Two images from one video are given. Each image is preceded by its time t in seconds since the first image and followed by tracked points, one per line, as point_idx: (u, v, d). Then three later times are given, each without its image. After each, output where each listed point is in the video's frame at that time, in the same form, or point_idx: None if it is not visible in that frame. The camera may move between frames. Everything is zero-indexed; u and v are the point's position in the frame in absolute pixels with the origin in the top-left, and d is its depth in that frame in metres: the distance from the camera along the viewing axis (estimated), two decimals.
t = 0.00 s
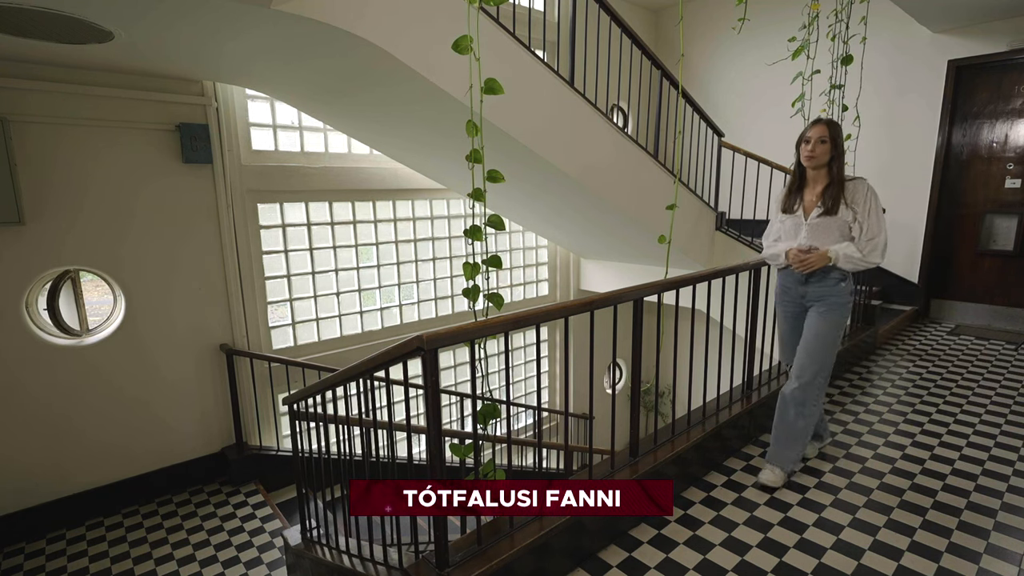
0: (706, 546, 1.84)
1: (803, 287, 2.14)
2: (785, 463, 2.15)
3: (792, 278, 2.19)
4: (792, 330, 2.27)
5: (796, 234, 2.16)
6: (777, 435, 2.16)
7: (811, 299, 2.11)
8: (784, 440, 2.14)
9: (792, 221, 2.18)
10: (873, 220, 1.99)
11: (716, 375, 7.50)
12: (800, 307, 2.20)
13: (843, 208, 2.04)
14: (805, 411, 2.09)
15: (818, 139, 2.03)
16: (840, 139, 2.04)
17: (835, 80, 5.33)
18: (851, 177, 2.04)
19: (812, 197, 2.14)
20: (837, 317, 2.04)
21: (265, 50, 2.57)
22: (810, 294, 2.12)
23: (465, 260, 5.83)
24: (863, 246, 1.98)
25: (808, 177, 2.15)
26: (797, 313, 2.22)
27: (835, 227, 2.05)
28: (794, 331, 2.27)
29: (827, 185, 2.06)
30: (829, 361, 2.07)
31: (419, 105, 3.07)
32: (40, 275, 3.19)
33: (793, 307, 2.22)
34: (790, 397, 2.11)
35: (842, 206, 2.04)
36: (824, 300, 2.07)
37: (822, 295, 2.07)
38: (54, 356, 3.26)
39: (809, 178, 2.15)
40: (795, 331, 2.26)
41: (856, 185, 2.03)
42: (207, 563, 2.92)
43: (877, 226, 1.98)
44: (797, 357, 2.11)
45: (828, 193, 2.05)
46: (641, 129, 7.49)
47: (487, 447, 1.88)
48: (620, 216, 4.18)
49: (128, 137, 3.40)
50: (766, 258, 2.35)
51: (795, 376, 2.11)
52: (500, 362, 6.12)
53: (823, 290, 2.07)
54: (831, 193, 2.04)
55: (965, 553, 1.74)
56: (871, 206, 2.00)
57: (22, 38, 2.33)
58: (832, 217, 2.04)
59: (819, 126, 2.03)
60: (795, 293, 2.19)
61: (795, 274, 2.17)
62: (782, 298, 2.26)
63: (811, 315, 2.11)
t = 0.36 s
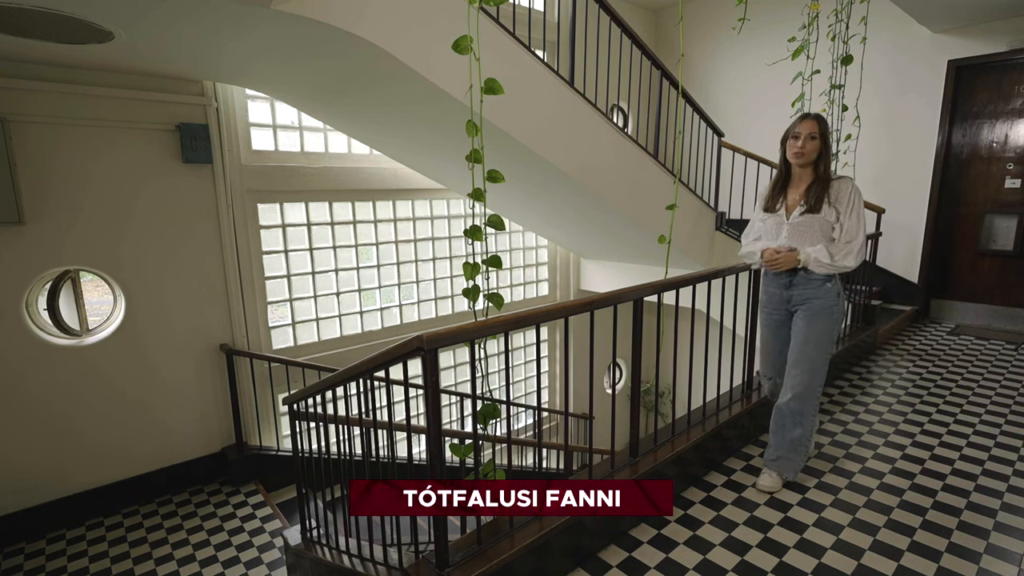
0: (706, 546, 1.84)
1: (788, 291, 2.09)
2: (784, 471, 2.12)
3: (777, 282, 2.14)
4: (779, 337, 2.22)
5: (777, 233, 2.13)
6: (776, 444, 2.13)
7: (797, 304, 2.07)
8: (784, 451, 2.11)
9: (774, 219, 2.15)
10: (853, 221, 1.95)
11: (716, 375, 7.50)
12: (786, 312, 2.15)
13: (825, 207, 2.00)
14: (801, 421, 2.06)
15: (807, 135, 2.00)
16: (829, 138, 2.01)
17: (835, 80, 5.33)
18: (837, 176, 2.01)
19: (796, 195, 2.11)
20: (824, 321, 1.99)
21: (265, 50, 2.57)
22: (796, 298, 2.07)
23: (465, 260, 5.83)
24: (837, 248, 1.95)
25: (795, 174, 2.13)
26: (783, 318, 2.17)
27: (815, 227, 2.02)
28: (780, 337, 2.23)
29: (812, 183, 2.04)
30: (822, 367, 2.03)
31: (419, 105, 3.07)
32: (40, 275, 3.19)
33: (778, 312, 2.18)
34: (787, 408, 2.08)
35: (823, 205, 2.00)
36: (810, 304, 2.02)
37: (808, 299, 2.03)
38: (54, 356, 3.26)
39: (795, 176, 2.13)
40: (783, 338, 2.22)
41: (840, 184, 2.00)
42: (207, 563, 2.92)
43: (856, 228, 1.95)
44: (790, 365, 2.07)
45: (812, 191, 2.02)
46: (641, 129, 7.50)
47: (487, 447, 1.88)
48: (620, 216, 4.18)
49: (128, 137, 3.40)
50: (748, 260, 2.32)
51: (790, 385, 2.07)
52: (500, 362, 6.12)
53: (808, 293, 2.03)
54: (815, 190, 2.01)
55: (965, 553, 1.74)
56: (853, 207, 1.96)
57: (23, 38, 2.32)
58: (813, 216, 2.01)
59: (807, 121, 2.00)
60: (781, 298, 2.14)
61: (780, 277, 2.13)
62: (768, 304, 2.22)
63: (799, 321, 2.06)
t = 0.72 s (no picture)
0: (706, 546, 1.84)
1: (782, 295, 2.00)
2: (784, 471, 2.12)
3: (769, 285, 2.04)
4: (762, 344, 2.08)
5: (770, 236, 2.04)
6: (776, 448, 2.13)
7: (792, 309, 1.99)
8: (784, 455, 2.12)
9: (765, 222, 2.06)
10: (851, 220, 1.90)
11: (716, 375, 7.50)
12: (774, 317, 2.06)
13: (819, 207, 1.95)
14: (802, 427, 2.06)
15: (790, 135, 1.93)
16: (812, 135, 1.96)
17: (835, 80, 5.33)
18: (827, 175, 1.96)
19: (786, 197, 2.03)
20: (820, 326, 1.95)
21: (265, 50, 2.57)
22: (791, 303, 1.99)
23: (465, 260, 5.83)
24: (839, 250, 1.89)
25: (781, 175, 2.06)
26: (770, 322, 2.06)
27: (812, 228, 1.95)
28: (762, 344, 2.09)
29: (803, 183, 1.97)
30: (819, 373, 2.01)
31: (420, 105, 3.07)
32: (40, 275, 3.19)
33: (766, 317, 2.07)
34: (787, 413, 2.07)
35: (819, 205, 1.94)
36: (807, 310, 1.96)
37: (805, 305, 1.96)
38: (54, 356, 3.26)
39: (781, 178, 2.06)
40: (767, 345, 2.08)
41: (832, 182, 1.94)
42: (207, 563, 2.92)
43: (854, 227, 1.90)
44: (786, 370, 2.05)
45: (805, 191, 1.95)
46: (641, 129, 7.51)
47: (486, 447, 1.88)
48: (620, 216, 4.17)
49: (128, 137, 3.40)
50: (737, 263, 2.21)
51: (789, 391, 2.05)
52: (500, 362, 6.12)
53: (805, 298, 1.96)
54: (808, 191, 1.95)
55: (965, 553, 1.74)
56: (849, 206, 1.91)
57: (22, 38, 2.32)
58: (810, 217, 1.95)
59: (789, 121, 1.93)
60: (772, 301, 2.04)
61: (773, 280, 2.02)
62: (753, 307, 2.10)
63: (794, 326, 1.99)
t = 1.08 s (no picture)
0: (706, 546, 1.84)
1: (767, 305, 1.82)
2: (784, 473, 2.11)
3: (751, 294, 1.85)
4: (747, 357, 1.86)
5: (756, 243, 1.86)
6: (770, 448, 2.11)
7: (776, 319, 1.82)
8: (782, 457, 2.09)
9: (750, 228, 1.87)
10: (840, 228, 1.76)
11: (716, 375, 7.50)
12: (757, 326, 1.87)
13: (809, 215, 1.78)
14: (796, 432, 2.02)
15: (777, 140, 1.77)
16: (800, 139, 1.80)
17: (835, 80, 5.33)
18: (815, 180, 1.80)
19: (772, 202, 1.85)
20: (807, 336, 1.81)
21: (265, 50, 2.57)
22: (776, 312, 1.82)
23: (465, 260, 5.82)
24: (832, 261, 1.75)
25: (765, 180, 1.89)
26: (752, 332, 1.87)
27: (801, 237, 1.79)
28: (747, 356, 1.87)
29: (791, 189, 1.80)
30: (806, 382, 1.90)
31: (420, 105, 3.07)
32: (40, 275, 3.19)
33: (748, 327, 1.87)
34: (781, 422, 2.00)
35: (808, 213, 1.78)
36: (794, 321, 1.80)
37: (792, 314, 1.80)
38: (53, 356, 3.26)
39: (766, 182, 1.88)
40: (751, 357, 1.87)
41: (820, 188, 1.79)
42: (207, 563, 2.92)
43: (843, 237, 1.76)
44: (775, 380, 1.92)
45: (794, 198, 1.79)
46: (641, 129, 7.51)
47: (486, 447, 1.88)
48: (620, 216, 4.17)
49: (128, 137, 3.40)
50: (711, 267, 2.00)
51: (781, 399, 1.95)
52: (500, 362, 6.12)
53: (792, 307, 1.79)
54: (797, 197, 1.78)
55: (965, 553, 1.74)
56: (838, 213, 1.76)
57: (23, 38, 2.33)
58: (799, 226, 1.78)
59: (777, 123, 1.76)
60: (755, 310, 1.86)
61: (755, 288, 1.84)
62: (733, 316, 1.90)
63: (780, 338, 1.84)
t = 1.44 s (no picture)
0: (706, 546, 1.84)
1: (742, 312, 1.75)
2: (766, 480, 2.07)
3: (726, 300, 1.77)
4: (721, 366, 1.80)
5: (734, 245, 1.78)
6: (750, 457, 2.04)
7: (750, 327, 1.76)
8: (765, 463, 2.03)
9: (728, 229, 1.78)
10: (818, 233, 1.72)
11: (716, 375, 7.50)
12: (731, 334, 1.80)
13: (789, 217, 1.72)
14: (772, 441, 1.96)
15: (757, 135, 1.69)
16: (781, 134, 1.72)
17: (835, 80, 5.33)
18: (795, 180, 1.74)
19: (752, 202, 1.77)
20: (782, 345, 1.76)
21: (265, 50, 2.57)
22: (750, 319, 1.76)
23: (465, 260, 5.82)
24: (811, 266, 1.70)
25: (744, 177, 1.80)
26: (725, 341, 1.80)
27: (782, 239, 1.72)
28: (722, 366, 1.80)
29: (773, 187, 1.72)
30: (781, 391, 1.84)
31: (420, 105, 3.07)
32: (40, 276, 3.19)
33: (721, 335, 1.80)
34: (759, 432, 1.92)
35: (788, 216, 1.71)
36: (767, 328, 1.75)
37: (767, 322, 1.74)
38: (53, 356, 3.26)
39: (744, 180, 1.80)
40: (725, 366, 1.80)
41: (801, 189, 1.73)
42: (207, 563, 2.92)
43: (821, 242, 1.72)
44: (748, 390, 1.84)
45: (777, 197, 1.71)
46: (641, 129, 7.52)
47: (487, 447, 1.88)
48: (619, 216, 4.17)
49: (128, 137, 3.40)
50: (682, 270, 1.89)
51: (756, 410, 1.86)
52: (500, 362, 6.12)
53: (766, 314, 1.74)
54: (780, 196, 1.71)
55: (965, 553, 1.74)
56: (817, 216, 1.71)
57: (24, 38, 2.33)
58: (778, 229, 1.71)
59: (758, 118, 1.68)
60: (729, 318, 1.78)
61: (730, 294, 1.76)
62: (705, 324, 1.81)
63: (755, 347, 1.77)
